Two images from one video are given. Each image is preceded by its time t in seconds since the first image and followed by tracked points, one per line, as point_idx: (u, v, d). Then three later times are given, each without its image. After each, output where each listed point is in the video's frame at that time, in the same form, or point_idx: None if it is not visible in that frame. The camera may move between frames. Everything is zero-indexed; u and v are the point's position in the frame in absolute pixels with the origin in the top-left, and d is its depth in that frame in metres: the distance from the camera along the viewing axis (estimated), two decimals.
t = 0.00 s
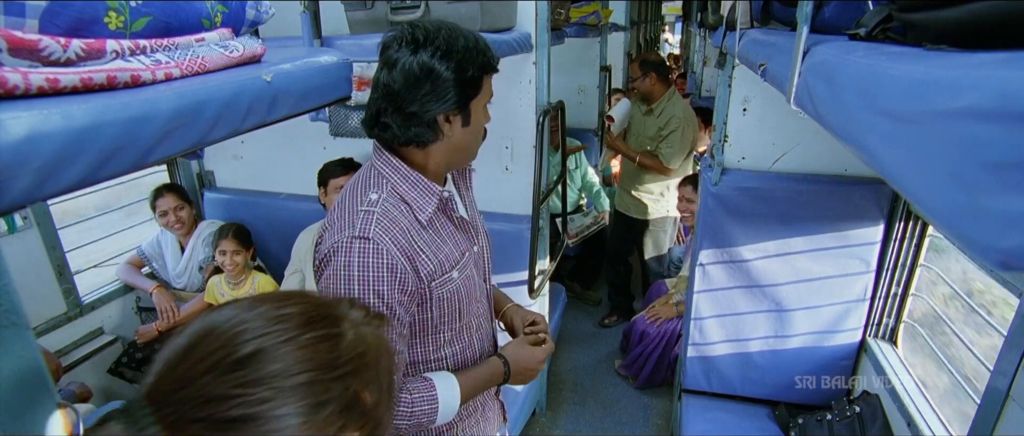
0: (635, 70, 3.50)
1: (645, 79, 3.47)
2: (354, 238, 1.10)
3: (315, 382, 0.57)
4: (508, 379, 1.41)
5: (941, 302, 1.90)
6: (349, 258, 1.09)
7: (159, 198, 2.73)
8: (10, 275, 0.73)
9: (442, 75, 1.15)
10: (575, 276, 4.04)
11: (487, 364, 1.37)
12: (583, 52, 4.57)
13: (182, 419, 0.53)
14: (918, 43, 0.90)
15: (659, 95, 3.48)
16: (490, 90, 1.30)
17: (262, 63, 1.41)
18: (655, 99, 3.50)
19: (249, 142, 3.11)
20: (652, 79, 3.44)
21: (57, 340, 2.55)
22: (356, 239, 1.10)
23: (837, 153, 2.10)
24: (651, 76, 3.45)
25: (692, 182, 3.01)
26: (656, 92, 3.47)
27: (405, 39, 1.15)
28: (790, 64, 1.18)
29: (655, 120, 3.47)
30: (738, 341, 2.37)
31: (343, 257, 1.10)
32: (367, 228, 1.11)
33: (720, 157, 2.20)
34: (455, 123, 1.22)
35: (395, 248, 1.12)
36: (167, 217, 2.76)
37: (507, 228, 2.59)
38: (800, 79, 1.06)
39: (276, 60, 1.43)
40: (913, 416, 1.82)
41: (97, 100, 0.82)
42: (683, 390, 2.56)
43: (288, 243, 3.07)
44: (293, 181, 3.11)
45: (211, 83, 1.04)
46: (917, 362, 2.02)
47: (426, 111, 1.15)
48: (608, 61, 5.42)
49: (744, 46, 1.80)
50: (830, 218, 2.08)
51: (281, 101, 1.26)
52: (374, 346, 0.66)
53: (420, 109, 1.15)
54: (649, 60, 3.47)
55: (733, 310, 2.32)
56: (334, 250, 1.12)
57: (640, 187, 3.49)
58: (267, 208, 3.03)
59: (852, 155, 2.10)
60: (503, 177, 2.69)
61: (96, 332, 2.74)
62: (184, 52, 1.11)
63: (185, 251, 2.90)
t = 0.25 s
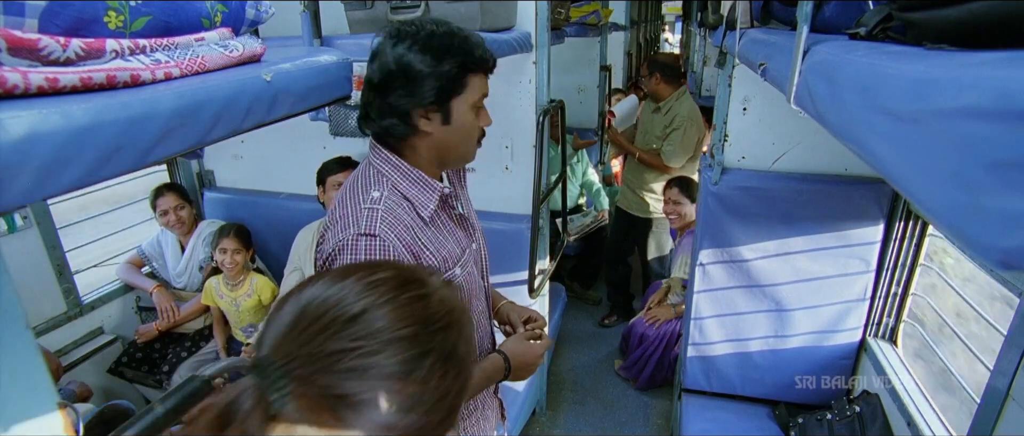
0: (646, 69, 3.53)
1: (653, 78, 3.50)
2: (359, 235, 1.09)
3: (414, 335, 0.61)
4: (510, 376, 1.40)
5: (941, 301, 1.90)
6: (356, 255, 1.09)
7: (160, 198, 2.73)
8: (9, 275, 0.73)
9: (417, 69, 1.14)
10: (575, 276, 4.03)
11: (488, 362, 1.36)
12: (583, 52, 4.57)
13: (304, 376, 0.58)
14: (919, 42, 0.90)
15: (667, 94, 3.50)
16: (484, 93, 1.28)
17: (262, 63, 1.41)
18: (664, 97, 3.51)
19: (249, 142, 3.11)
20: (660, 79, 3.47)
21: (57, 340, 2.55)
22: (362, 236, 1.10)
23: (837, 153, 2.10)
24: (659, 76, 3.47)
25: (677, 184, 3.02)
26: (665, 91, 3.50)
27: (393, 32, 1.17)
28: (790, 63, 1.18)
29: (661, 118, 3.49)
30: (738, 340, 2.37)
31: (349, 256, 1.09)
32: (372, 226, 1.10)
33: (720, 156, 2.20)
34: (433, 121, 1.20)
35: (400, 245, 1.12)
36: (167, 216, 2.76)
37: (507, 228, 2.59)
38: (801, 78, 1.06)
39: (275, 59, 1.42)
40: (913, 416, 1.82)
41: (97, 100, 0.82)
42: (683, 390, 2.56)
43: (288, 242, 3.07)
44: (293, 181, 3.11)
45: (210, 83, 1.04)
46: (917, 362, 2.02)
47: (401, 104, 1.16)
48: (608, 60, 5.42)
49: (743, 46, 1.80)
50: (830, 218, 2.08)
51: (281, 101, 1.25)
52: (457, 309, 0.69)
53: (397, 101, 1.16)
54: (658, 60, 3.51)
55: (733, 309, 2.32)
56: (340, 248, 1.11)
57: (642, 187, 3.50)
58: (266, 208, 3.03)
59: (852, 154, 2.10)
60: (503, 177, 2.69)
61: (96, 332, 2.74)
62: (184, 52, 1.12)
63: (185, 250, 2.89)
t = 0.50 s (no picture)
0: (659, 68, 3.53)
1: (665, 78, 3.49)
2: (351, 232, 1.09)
3: (509, 283, 0.67)
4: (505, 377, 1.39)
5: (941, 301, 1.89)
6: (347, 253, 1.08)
7: (161, 197, 2.73)
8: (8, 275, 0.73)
9: (381, 74, 1.20)
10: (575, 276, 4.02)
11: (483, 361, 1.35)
12: (583, 52, 4.57)
13: (416, 320, 0.64)
14: (918, 42, 0.90)
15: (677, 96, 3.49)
16: (467, 99, 1.27)
17: (262, 63, 1.41)
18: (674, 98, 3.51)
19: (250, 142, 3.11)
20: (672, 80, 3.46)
21: (57, 340, 2.55)
22: (353, 236, 1.08)
23: (837, 153, 2.10)
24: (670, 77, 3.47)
25: (670, 185, 3.01)
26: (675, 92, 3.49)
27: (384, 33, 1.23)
28: (790, 63, 1.18)
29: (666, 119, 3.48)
30: (738, 341, 2.37)
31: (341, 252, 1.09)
32: (364, 225, 1.09)
33: (720, 156, 2.20)
34: (398, 124, 1.26)
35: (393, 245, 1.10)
36: (167, 216, 2.76)
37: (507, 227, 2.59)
38: (801, 78, 1.06)
39: (275, 59, 1.42)
40: (913, 416, 1.82)
41: (96, 100, 0.82)
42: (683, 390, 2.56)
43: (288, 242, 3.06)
44: (293, 181, 3.11)
45: (210, 83, 1.04)
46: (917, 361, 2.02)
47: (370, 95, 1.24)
48: (608, 60, 5.42)
49: (743, 46, 1.80)
50: (830, 218, 2.08)
51: (281, 101, 1.25)
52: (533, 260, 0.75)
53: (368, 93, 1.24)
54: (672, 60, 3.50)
55: (733, 309, 2.32)
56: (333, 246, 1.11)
57: (643, 187, 3.50)
58: (266, 208, 3.03)
59: (852, 154, 2.10)
60: (503, 177, 2.69)
61: (96, 332, 2.74)
62: (184, 52, 1.11)
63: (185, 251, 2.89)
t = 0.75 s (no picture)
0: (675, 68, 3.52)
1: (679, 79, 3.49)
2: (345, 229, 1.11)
3: (556, 233, 0.79)
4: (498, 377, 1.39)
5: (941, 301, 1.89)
6: (340, 249, 1.10)
7: (162, 197, 2.73)
8: (7, 275, 0.72)
9: (371, 75, 1.26)
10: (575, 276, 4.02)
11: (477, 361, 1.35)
12: (583, 51, 4.57)
13: (483, 265, 0.74)
14: (918, 42, 0.90)
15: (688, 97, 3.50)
16: (453, 103, 1.27)
17: (262, 62, 1.41)
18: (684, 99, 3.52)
19: (250, 142, 3.11)
20: (687, 81, 3.46)
21: (57, 339, 2.55)
22: (346, 233, 1.10)
23: (838, 153, 2.11)
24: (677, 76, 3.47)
25: (671, 183, 3.02)
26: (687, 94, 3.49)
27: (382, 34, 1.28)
28: (790, 63, 1.18)
29: (673, 118, 3.49)
30: (738, 340, 2.37)
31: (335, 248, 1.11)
32: (357, 223, 1.11)
33: (720, 156, 2.20)
34: (387, 124, 1.30)
35: (386, 242, 1.13)
36: (168, 216, 2.75)
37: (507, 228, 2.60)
38: (801, 78, 1.06)
39: (275, 59, 1.42)
40: (913, 415, 1.82)
41: (96, 100, 0.82)
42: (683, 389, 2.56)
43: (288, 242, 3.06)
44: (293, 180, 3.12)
45: (211, 82, 1.04)
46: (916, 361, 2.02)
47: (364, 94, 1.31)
48: (608, 60, 5.42)
49: (743, 45, 1.80)
50: (830, 217, 2.08)
51: (281, 101, 1.25)
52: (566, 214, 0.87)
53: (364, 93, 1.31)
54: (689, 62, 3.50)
55: (732, 309, 2.33)
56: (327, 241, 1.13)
57: (642, 185, 3.51)
58: (266, 208, 3.03)
59: (852, 154, 2.11)
60: (503, 176, 2.69)
61: (96, 331, 2.74)
62: (184, 52, 1.11)
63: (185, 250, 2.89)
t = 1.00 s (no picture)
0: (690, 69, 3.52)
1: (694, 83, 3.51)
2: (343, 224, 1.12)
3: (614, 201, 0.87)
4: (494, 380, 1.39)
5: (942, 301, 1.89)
6: (338, 243, 1.11)
7: (162, 196, 2.73)
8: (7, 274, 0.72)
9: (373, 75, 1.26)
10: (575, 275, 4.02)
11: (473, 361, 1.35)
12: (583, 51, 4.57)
13: (558, 225, 0.82)
14: (918, 41, 0.90)
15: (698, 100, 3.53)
16: (455, 100, 1.27)
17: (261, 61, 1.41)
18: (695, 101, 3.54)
19: (250, 141, 3.11)
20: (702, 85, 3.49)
21: (57, 339, 2.55)
22: (345, 229, 1.11)
23: (838, 152, 2.11)
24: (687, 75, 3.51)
25: (680, 182, 3.01)
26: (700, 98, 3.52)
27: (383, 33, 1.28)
28: (790, 62, 1.18)
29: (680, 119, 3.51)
30: (738, 340, 2.37)
31: (333, 242, 1.12)
32: (356, 219, 1.12)
33: (720, 155, 2.20)
34: (390, 123, 1.30)
35: (383, 238, 1.13)
36: (168, 215, 2.75)
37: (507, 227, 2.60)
38: (801, 77, 1.06)
39: (275, 57, 1.42)
40: (913, 415, 1.82)
41: (96, 99, 0.82)
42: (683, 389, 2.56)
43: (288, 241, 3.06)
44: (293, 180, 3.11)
45: (211, 82, 1.04)
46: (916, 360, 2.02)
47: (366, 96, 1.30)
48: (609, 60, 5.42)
49: (743, 45, 1.80)
50: (830, 217, 2.08)
51: (281, 100, 1.25)
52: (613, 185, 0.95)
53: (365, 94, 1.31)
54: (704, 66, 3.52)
55: (732, 309, 2.32)
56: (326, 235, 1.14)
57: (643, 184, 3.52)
58: (266, 207, 3.03)
59: (852, 153, 2.11)
60: (503, 176, 2.68)
61: (96, 331, 2.74)
62: (183, 51, 1.11)
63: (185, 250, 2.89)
